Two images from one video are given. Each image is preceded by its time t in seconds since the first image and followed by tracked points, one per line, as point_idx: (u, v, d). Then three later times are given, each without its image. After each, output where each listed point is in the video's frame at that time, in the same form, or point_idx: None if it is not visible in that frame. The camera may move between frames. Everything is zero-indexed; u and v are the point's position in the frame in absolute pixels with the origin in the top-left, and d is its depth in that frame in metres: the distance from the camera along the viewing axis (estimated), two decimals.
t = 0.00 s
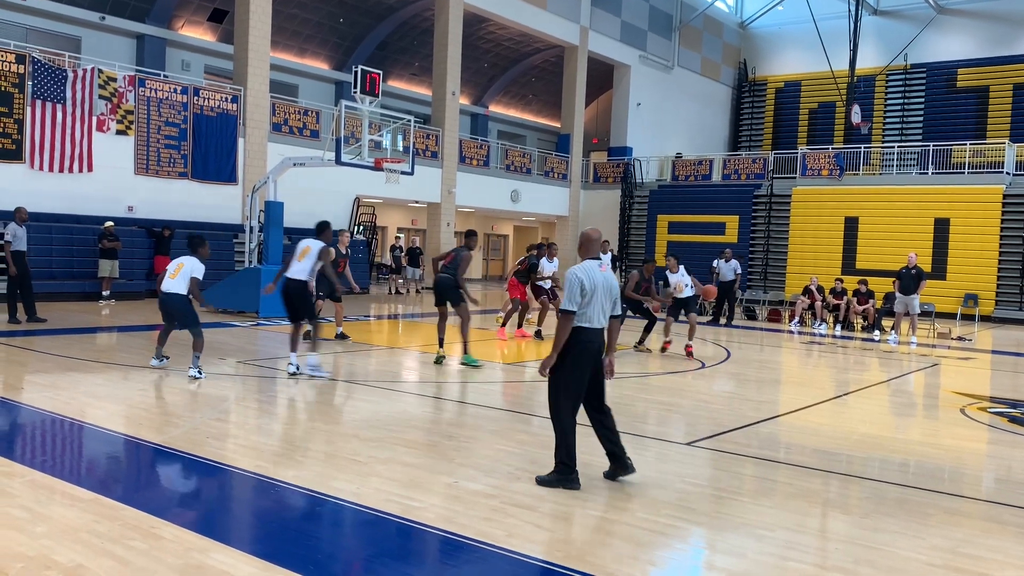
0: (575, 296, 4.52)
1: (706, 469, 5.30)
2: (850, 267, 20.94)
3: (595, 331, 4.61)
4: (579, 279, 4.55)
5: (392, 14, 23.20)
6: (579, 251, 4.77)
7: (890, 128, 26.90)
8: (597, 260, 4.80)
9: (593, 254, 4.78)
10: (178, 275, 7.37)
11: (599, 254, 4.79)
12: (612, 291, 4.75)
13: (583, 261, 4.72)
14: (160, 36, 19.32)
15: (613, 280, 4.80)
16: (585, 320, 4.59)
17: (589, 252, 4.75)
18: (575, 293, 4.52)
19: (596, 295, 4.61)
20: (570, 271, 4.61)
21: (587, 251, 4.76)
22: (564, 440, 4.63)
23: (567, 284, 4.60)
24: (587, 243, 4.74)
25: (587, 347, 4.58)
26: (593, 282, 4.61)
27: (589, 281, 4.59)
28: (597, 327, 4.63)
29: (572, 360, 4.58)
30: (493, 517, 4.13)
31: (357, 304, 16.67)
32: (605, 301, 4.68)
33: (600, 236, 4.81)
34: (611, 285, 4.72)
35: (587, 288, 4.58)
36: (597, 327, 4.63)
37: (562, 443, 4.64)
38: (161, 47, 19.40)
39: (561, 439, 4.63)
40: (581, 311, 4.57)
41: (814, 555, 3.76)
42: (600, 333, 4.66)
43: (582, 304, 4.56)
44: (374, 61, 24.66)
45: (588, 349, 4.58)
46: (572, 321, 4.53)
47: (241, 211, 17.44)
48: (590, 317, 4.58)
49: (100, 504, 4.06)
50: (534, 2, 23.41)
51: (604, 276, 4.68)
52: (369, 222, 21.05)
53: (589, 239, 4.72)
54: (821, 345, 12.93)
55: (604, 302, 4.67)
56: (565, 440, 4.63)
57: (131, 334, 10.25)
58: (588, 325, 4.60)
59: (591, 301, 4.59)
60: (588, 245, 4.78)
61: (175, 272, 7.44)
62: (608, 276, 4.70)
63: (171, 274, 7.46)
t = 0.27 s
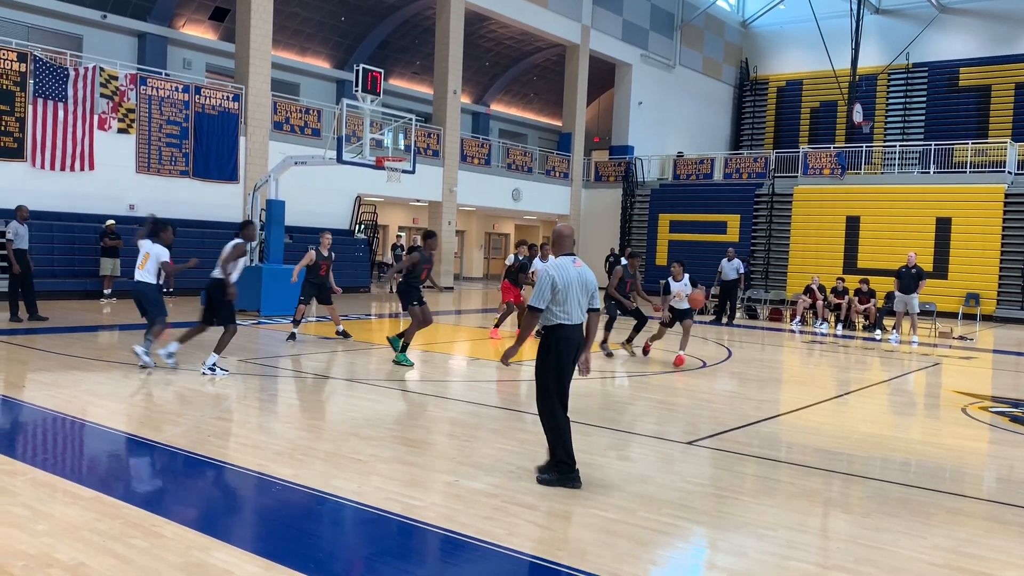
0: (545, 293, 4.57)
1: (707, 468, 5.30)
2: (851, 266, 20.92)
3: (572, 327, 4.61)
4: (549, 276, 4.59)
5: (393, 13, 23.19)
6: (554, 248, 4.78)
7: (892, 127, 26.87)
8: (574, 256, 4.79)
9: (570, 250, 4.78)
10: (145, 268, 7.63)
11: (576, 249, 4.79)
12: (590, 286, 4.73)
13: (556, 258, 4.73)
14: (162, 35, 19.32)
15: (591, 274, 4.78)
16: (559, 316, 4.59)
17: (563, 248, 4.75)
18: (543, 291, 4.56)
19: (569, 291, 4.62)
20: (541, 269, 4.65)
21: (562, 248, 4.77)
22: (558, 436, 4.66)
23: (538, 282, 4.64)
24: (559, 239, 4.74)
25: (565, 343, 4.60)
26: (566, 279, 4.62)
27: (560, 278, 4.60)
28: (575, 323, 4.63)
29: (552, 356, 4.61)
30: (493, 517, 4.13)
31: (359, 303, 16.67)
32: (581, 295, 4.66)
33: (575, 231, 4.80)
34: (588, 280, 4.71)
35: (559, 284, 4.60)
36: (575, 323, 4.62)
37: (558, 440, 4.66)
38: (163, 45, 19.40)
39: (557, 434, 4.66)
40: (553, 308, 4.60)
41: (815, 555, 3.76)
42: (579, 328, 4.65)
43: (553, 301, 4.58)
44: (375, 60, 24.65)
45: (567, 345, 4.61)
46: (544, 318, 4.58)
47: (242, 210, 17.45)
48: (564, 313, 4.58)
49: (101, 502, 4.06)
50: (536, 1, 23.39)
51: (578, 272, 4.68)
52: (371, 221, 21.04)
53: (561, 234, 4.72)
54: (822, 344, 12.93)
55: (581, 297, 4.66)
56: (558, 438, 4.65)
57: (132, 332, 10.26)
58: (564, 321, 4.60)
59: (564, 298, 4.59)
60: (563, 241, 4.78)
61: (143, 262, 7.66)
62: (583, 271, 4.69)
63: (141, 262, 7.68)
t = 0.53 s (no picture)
0: (526, 292, 4.55)
1: (708, 468, 5.29)
2: (853, 267, 20.90)
3: (551, 327, 4.61)
4: (532, 275, 4.59)
5: (396, 12, 23.20)
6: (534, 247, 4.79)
7: (895, 127, 26.84)
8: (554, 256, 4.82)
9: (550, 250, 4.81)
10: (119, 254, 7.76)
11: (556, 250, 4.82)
12: (569, 287, 4.76)
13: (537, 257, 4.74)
14: (165, 33, 19.33)
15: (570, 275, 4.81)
16: (541, 315, 4.58)
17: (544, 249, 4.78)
18: (526, 288, 4.54)
19: (550, 289, 4.62)
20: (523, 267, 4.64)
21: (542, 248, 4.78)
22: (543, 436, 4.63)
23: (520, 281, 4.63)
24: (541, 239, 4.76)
25: (543, 343, 4.58)
26: (546, 277, 4.64)
27: (542, 277, 4.61)
28: (556, 322, 4.64)
29: (531, 355, 4.58)
30: (495, 516, 4.13)
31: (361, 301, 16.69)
32: (561, 295, 4.67)
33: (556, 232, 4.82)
34: (567, 280, 4.74)
35: (540, 283, 4.61)
36: (555, 322, 4.62)
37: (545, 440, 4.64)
38: (165, 44, 19.42)
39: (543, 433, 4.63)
40: (534, 306, 4.59)
41: (816, 555, 3.76)
42: (558, 328, 4.64)
43: (535, 300, 4.58)
44: (378, 59, 24.67)
45: (547, 344, 4.59)
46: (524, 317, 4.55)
47: (245, 208, 17.47)
48: (546, 312, 4.57)
49: (103, 500, 4.07)
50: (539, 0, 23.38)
51: (559, 272, 4.70)
52: (373, 220, 21.05)
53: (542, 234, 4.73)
54: (824, 344, 12.92)
55: (561, 297, 4.67)
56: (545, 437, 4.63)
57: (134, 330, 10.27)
58: (544, 321, 4.59)
59: (546, 296, 4.59)
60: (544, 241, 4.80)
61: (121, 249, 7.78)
62: (563, 271, 4.71)
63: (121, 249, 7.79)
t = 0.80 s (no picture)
0: (511, 287, 4.55)
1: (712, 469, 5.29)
2: (858, 268, 20.88)
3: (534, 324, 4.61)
4: (515, 270, 4.60)
5: (402, 12, 23.21)
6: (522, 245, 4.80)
7: (900, 128, 26.78)
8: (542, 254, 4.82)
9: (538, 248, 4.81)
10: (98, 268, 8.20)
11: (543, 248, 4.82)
12: (556, 284, 4.74)
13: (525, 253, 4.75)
14: (170, 32, 19.36)
15: (557, 273, 4.80)
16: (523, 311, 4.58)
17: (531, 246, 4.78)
18: (511, 284, 4.54)
19: (534, 287, 4.62)
20: (510, 263, 4.64)
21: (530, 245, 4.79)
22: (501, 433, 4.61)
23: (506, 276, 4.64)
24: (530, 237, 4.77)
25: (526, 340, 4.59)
26: (530, 274, 4.63)
27: (527, 275, 4.62)
28: (538, 320, 4.63)
29: (510, 351, 4.60)
30: (498, 516, 4.13)
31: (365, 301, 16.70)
32: (546, 293, 4.67)
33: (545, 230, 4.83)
34: (554, 278, 4.72)
35: (524, 279, 4.61)
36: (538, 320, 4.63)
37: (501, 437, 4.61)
38: (171, 42, 19.44)
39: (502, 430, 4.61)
40: (516, 302, 4.60)
41: (820, 557, 3.76)
42: (541, 325, 4.64)
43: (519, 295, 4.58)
44: (383, 58, 24.67)
45: (527, 342, 4.59)
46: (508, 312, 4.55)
47: (250, 207, 17.48)
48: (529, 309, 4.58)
49: (107, 499, 4.08)
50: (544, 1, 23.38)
51: (545, 268, 4.70)
52: (377, 220, 21.08)
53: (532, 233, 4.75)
54: (829, 346, 12.90)
55: (546, 294, 4.67)
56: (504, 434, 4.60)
57: (139, 329, 10.29)
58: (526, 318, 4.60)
59: (528, 292, 4.59)
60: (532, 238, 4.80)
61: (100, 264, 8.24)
62: (549, 268, 4.71)
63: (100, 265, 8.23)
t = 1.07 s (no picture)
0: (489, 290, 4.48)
1: (715, 473, 5.28)
2: (862, 272, 20.85)
3: (516, 326, 4.49)
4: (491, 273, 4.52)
5: (407, 14, 23.25)
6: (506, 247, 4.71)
7: (905, 132, 26.75)
8: (527, 254, 4.70)
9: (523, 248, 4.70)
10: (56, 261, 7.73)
11: (528, 248, 4.70)
12: (541, 282, 4.61)
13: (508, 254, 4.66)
14: (176, 34, 19.42)
15: (543, 271, 4.66)
16: (504, 313, 4.49)
17: (514, 247, 4.69)
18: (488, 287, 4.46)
19: (514, 288, 4.51)
20: (488, 265, 4.57)
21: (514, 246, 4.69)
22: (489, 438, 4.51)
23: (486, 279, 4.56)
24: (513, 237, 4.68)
25: (511, 344, 4.49)
26: (511, 275, 4.53)
27: (506, 276, 4.52)
28: (521, 320, 4.51)
29: (494, 354, 4.52)
30: (501, 518, 4.12)
31: (369, 303, 16.72)
32: (529, 293, 4.54)
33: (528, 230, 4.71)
34: (537, 276, 4.59)
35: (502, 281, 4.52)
36: (522, 321, 4.51)
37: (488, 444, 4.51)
38: (177, 44, 19.50)
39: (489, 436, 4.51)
40: (497, 305, 4.51)
41: (823, 561, 3.75)
42: (526, 327, 4.52)
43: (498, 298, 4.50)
44: (389, 60, 24.72)
45: (509, 344, 4.49)
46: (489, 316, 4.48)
47: (254, 209, 17.52)
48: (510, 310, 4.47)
49: (110, 499, 4.09)
50: (549, 3, 23.41)
51: (526, 268, 4.58)
52: (381, 222, 21.11)
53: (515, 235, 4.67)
54: (833, 350, 12.87)
55: (529, 293, 4.54)
56: (490, 441, 4.50)
57: (144, 329, 10.32)
58: (509, 320, 4.49)
59: (507, 293, 4.50)
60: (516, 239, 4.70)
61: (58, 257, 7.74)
62: (531, 267, 4.58)
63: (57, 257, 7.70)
